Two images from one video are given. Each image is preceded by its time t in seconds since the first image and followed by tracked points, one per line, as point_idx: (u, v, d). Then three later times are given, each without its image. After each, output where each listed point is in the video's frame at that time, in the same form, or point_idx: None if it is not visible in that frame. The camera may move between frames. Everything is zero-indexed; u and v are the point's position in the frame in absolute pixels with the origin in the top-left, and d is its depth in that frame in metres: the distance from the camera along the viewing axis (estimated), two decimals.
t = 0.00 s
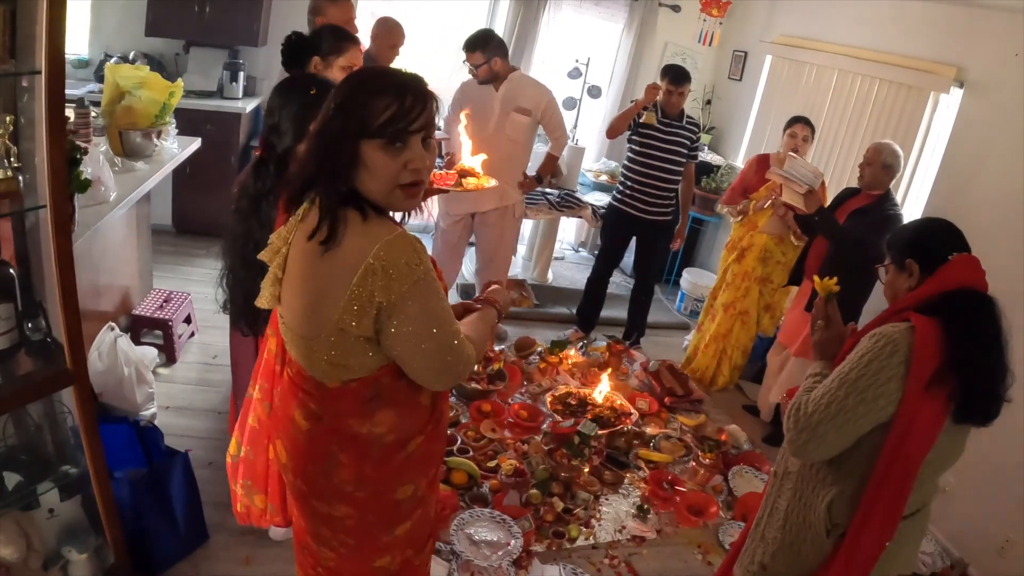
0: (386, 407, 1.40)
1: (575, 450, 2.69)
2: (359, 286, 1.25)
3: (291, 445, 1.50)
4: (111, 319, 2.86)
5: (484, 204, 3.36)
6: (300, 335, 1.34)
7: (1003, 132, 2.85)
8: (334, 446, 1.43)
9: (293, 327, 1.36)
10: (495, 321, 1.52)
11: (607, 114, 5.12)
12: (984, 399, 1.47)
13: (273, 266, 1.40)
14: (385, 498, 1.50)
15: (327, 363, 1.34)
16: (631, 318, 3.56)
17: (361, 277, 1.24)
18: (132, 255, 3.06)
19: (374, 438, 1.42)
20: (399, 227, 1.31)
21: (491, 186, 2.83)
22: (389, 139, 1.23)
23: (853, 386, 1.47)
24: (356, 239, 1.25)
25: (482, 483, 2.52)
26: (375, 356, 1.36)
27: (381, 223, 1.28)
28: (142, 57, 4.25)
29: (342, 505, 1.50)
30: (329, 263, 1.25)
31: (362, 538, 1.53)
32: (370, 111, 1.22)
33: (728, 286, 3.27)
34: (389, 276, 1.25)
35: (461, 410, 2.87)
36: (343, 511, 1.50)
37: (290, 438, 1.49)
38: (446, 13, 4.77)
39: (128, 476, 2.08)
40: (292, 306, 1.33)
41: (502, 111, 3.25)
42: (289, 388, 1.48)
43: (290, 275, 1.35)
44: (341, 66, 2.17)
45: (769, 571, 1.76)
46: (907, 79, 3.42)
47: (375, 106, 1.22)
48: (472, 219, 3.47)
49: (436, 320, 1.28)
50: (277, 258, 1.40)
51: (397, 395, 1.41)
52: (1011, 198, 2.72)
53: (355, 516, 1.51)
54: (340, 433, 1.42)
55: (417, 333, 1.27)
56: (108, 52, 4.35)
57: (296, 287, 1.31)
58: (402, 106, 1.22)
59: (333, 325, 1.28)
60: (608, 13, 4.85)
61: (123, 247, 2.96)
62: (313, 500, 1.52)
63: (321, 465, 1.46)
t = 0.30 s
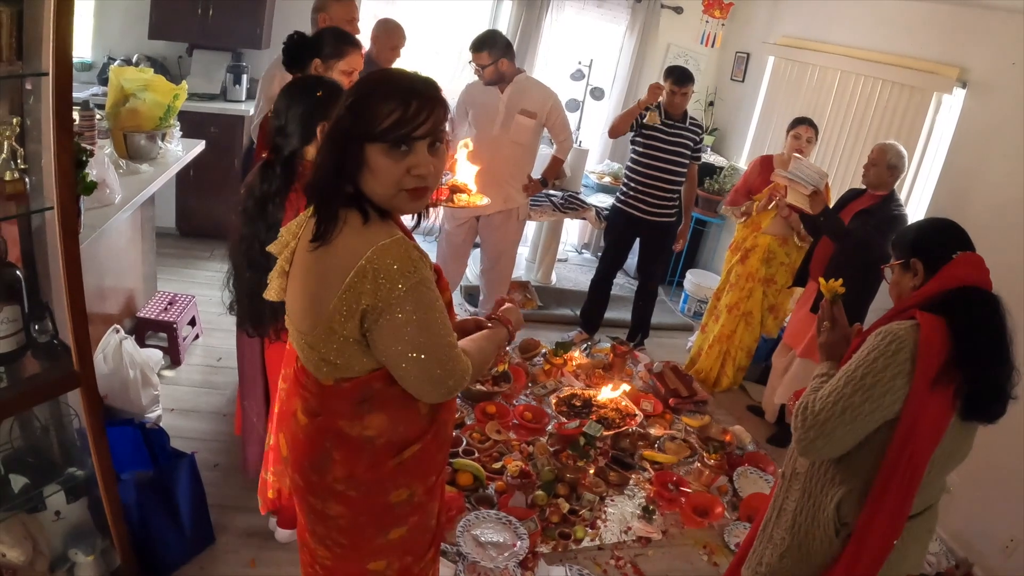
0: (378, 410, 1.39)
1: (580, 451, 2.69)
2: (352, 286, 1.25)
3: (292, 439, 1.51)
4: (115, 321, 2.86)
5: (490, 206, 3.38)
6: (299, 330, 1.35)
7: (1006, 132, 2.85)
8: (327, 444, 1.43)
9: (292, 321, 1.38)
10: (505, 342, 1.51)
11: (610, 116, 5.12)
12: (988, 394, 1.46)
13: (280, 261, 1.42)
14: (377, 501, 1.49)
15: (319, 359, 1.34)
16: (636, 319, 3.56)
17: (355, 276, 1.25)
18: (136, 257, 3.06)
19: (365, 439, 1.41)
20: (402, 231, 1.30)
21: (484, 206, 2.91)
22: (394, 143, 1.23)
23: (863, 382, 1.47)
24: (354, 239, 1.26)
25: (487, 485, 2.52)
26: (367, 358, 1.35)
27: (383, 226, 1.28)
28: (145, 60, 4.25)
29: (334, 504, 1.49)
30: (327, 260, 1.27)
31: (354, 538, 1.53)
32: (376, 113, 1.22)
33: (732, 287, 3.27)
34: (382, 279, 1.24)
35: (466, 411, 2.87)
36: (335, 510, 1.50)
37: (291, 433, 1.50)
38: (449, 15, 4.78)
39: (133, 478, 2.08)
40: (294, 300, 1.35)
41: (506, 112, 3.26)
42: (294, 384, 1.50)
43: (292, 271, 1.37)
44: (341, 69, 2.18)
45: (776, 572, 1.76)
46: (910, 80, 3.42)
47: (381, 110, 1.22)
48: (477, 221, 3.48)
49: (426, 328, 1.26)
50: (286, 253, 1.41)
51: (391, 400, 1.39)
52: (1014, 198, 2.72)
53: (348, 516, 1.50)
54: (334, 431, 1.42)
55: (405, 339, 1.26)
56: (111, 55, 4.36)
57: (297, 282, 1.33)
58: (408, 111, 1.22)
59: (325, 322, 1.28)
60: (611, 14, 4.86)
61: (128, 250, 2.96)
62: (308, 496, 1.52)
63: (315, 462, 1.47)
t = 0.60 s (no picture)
0: (368, 413, 1.39)
1: (580, 454, 2.67)
2: (344, 285, 1.25)
3: (282, 443, 1.51)
4: (115, 326, 2.86)
5: (490, 210, 3.39)
6: (291, 329, 1.35)
7: (1005, 132, 2.84)
8: (317, 448, 1.43)
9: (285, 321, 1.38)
10: (500, 341, 1.48)
11: (609, 117, 5.12)
12: (983, 394, 1.46)
13: (275, 263, 1.42)
14: (365, 506, 1.48)
15: (311, 360, 1.34)
16: (637, 321, 3.55)
17: (348, 276, 1.24)
18: (136, 261, 3.06)
19: (355, 444, 1.41)
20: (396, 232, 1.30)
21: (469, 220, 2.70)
22: (396, 143, 1.23)
23: (855, 386, 1.45)
24: (347, 238, 1.26)
25: (487, 488, 2.52)
26: (359, 360, 1.34)
27: (378, 228, 1.28)
28: (144, 64, 4.26)
29: (323, 508, 1.49)
30: (320, 259, 1.27)
31: (343, 543, 1.52)
32: (376, 115, 1.23)
33: (732, 289, 3.26)
34: (375, 279, 1.24)
35: (466, 415, 2.86)
36: (323, 514, 1.50)
37: (282, 436, 1.51)
38: (447, 18, 4.77)
39: (132, 484, 2.10)
40: (287, 300, 1.35)
41: (504, 115, 3.25)
42: (286, 389, 1.50)
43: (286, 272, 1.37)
44: (337, 74, 2.18)
45: None
46: (909, 79, 3.41)
47: (383, 111, 1.23)
48: (478, 225, 3.48)
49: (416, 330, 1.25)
50: (280, 254, 1.41)
51: (381, 404, 1.39)
52: (1014, 197, 2.71)
53: (336, 521, 1.50)
54: (323, 435, 1.42)
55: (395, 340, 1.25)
56: (110, 60, 4.36)
57: (291, 282, 1.33)
58: (409, 112, 1.23)
59: (316, 321, 1.28)
60: (609, 16, 4.86)
61: (127, 255, 2.96)
62: (298, 500, 1.52)
63: (305, 465, 1.46)
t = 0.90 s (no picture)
0: (363, 421, 1.39)
1: (571, 459, 2.67)
2: (340, 300, 1.23)
3: (268, 460, 1.49)
4: (106, 331, 2.86)
5: (482, 214, 3.37)
6: (281, 347, 1.32)
7: (1001, 132, 2.81)
8: (311, 461, 1.41)
9: (273, 339, 1.34)
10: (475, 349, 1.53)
11: (605, 118, 5.11)
12: (966, 399, 1.43)
13: (252, 279, 1.37)
14: (363, 515, 1.47)
15: (307, 376, 1.31)
16: (632, 323, 3.53)
17: (344, 293, 1.22)
18: (128, 266, 3.07)
19: (352, 455, 1.40)
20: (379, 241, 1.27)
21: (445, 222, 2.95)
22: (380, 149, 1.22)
23: (832, 392, 1.44)
24: (336, 252, 1.22)
25: (478, 493, 2.49)
26: (354, 372, 1.34)
27: (366, 239, 1.26)
28: (138, 68, 4.27)
29: (317, 521, 1.47)
30: (310, 275, 1.23)
31: (340, 554, 1.50)
32: (359, 122, 1.21)
33: (727, 291, 3.24)
34: (372, 294, 1.23)
35: (458, 419, 2.85)
36: (319, 527, 1.48)
37: (269, 453, 1.48)
38: (442, 20, 4.77)
39: (120, 491, 2.07)
40: (274, 318, 1.31)
41: (497, 119, 3.23)
42: (267, 404, 1.47)
43: (269, 289, 1.33)
44: (324, 82, 2.19)
45: None
46: (905, 79, 3.39)
47: (366, 116, 1.21)
48: (472, 229, 3.47)
49: (414, 338, 1.28)
50: (257, 268, 1.35)
51: (375, 411, 1.39)
52: (1011, 198, 2.68)
53: (331, 533, 1.48)
54: (320, 448, 1.40)
55: (394, 352, 1.27)
56: (104, 64, 4.37)
57: (279, 299, 1.29)
58: (394, 116, 1.22)
59: (313, 339, 1.26)
60: (604, 17, 4.85)
61: (119, 259, 2.97)
62: (290, 515, 1.50)
63: (298, 481, 1.44)
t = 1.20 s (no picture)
0: (368, 433, 1.41)
1: (564, 465, 2.62)
2: (352, 325, 1.24)
3: (263, 481, 1.48)
4: (98, 336, 2.86)
5: (479, 217, 3.36)
6: (283, 376, 1.30)
7: (996, 132, 2.79)
8: (316, 478, 1.42)
9: (273, 368, 1.31)
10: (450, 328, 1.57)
11: (601, 120, 5.10)
12: (946, 409, 1.39)
13: (239, 306, 1.32)
14: (368, 522, 1.49)
15: (314, 401, 1.31)
16: (626, 326, 3.52)
17: (353, 320, 1.23)
18: (121, 270, 3.07)
19: (358, 467, 1.42)
20: (375, 259, 1.27)
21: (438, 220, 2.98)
22: (381, 167, 1.22)
23: (806, 402, 1.43)
24: (341, 277, 1.22)
25: (469, 499, 2.48)
26: (360, 390, 1.36)
27: (365, 260, 1.26)
28: (132, 72, 4.27)
29: (325, 535, 1.47)
30: (317, 303, 1.22)
31: (348, 564, 1.51)
32: (356, 140, 1.18)
33: (722, 294, 3.22)
34: (380, 314, 1.26)
35: (451, 424, 2.84)
36: (327, 541, 1.48)
37: (265, 475, 1.47)
38: (436, 22, 4.76)
39: (108, 497, 2.07)
40: (274, 348, 1.29)
41: (501, 120, 3.22)
42: (255, 426, 1.46)
43: (263, 316, 1.29)
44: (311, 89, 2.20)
45: None
46: (901, 80, 3.36)
47: (363, 134, 1.19)
48: (471, 232, 3.47)
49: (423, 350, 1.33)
50: (242, 297, 1.31)
51: (378, 423, 1.42)
52: (1007, 199, 2.66)
53: (340, 544, 1.48)
54: (323, 464, 1.41)
55: (408, 366, 1.31)
56: (98, 67, 4.38)
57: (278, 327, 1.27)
58: (390, 132, 1.21)
59: (323, 367, 1.26)
60: (600, 18, 4.84)
61: (112, 264, 2.97)
62: (294, 534, 1.49)
63: (303, 499, 1.44)
